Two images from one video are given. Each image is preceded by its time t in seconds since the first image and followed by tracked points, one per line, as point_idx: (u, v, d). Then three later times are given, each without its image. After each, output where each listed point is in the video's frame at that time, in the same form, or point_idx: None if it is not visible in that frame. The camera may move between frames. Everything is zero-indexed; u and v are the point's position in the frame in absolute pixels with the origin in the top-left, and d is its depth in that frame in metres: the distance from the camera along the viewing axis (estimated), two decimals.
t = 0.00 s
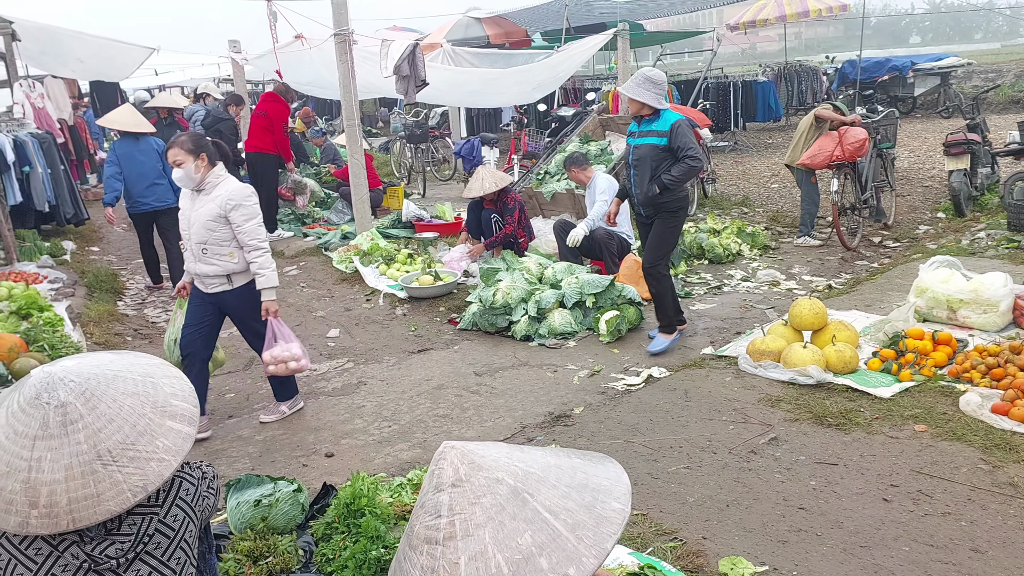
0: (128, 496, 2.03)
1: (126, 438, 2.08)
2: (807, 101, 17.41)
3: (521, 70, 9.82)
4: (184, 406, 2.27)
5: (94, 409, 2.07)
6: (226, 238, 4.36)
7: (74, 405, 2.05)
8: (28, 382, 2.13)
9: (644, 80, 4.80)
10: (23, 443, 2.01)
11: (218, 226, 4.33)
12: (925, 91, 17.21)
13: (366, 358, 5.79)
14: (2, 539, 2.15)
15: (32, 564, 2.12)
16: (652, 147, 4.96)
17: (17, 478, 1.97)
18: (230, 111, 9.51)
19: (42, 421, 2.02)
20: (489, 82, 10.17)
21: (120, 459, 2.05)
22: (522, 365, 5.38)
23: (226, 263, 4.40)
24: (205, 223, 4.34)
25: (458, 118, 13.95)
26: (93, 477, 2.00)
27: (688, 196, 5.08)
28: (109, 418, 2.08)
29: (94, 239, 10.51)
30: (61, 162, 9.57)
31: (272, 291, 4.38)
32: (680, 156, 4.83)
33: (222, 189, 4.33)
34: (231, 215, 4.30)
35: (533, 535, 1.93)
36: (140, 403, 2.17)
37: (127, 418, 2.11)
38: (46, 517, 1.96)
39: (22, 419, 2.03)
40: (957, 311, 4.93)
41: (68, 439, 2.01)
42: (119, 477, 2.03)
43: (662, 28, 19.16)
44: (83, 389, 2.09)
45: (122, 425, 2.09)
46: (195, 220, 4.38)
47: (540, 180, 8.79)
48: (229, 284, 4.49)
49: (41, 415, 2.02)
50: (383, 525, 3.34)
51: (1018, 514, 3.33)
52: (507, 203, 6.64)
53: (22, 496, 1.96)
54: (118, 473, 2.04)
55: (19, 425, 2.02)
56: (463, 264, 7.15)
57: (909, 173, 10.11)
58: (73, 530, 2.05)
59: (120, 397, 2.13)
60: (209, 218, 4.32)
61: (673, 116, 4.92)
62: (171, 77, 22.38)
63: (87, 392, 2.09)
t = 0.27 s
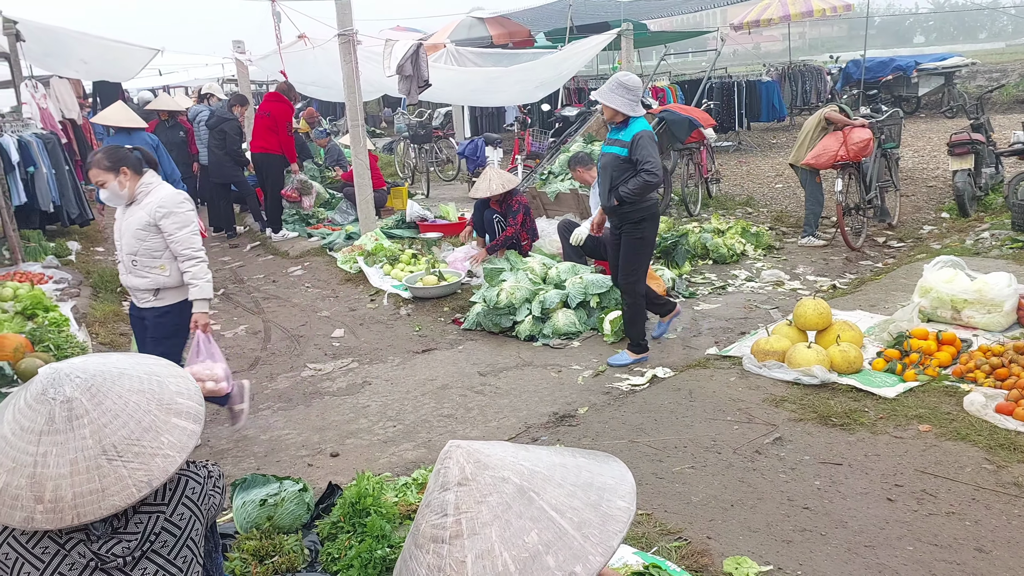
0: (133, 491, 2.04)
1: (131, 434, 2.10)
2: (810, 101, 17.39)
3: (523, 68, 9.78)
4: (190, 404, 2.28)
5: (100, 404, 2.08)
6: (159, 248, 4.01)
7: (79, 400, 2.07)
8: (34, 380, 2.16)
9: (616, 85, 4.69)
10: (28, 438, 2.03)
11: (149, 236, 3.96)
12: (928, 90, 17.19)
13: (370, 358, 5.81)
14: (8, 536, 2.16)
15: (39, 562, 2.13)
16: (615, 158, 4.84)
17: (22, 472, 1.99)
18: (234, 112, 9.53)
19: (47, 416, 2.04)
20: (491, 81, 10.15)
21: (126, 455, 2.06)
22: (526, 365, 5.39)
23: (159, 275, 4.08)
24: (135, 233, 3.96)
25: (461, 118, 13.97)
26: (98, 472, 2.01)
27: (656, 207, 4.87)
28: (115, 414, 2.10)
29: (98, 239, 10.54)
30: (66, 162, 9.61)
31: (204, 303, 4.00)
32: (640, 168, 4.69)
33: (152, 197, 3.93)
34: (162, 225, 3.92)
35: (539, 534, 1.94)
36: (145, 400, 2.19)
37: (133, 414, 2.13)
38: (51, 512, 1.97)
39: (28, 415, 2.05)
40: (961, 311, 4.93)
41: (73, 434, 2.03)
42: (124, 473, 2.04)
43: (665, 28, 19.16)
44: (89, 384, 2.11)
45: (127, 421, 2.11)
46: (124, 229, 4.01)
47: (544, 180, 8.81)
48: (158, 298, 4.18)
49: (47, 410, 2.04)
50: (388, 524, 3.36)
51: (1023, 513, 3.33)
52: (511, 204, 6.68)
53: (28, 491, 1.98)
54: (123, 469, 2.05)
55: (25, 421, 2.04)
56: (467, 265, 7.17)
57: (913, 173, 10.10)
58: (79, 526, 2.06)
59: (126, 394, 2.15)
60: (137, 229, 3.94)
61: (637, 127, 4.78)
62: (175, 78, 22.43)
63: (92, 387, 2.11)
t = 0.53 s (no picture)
0: (135, 491, 2.10)
1: (134, 434, 2.17)
2: (814, 105, 17.42)
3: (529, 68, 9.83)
4: (193, 404, 2.35)
5: (104, 405, 2.16)
6: (78, 267, 4.37)
7: (83, 400, 2.14)
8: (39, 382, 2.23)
9: (585, 89, 4.76)
10: (33, 439, 2.10)
11: (67, 256, 4.33)
12: (932, 95, 17.21)
13: (377, 360, 5.86)
14: (9, 537, 2.21)
15: (42, 563, 2.18)
16: (578, 164, 4.90)
17: (26, 473, 2.06)
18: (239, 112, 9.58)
19: (51, 416, 2.11)
20: (497, 81, 10.18)
21: (129, 455, 2.13)
22: (532, 367, 5.44)
23: (78, 293, 4.46)
24: (56, 251, 4.32)
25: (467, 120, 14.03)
26: (100, 473, 2.08)
27: (620, 213, 4.82)
28: (118, 413, 2.16)
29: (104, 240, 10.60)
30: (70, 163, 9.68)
31: (126, 327, 4.41)
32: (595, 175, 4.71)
33: (71, 214, 4.28)
34: (78, 242, 4.26)
35: (543, 531, 2.00)
36: (148, 400, 2.25)
37: (136, 414, 2.20)
38: (54, 512, 2.03)
39: (33, 417, 2.12)
40: (964, 314, 4.97)
41: (77, 434, 2.09)
42: (127, 473, 2.11)
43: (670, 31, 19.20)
44: (93, 384, 2.18)
45: (130, 421, 2.18)
46: (47, 246, 4.36)
47: (551, 182, 8.86)
48: (82, 315, 4.57)
49: (51, 410, 2.11)
50: (394, 526, 3.41)
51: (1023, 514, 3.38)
52: (512, 205, 6.68)
53: (31, 492, 2.04)
54: (126, 469, 2.11)
55: (28, 421, 2.11)
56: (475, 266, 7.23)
57: (918, 177, 10.13)
58: (82, 526, 2.12)
59: (129, 393, 2.22)
60: (55, 246, 4.31)
61: (596, 133, 4.79)
62: (181, 78, 22.49)
63: (97, 387, 2.18)
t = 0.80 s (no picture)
0: (108, 494, 2.06)
1: (108, 436, 2.13)
2: (807, 113, 17.48)
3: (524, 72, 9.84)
4: (169, 405, 2.31)
5: (77, 406, 2.12)
6: None
7: (55, 400, 2.10)
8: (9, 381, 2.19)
9: (537, 95, 4.78)
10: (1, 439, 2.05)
11: None
12: (924, 105, 17.29)
13: (365, 363, 5.81)
14: None
15: (10, 568, 2.13)
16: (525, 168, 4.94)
17: None
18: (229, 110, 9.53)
19: (21, 417, 2.06)
20: (492, 84, 10.19)
21: (102, 457, 2.09)
22: (521, 371, 5.40)
23: None
24: None
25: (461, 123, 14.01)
26: (72, 476, 2.04)
27: (563, 222, 4.87)
28: (91, 415, 2.12)
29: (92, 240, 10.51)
30: (59, 161, 9.61)
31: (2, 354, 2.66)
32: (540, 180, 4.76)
33: None
34: None
35: (523, 537, 1.95)
36: (123, 401, 2.22)
37: (110, 416, 2.16)
38: (23, 515, 1.99)
39: (3, 417, 2.07)
40: (954, 322, 4.96)
41: (48, 436, 2.05)
42: (99, 476, 2.06)
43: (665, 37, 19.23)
44: (66, 385, 2.14)
45: (103, 423, 2.14)
46: None
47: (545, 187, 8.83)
48: None
49: (22, 411, 2.07)
50: (377, 532, 3.33)
51: (1011, 524, 3.36)
52: (499, 208, 6.63)
53: None
54: (99, 472, 2.07)
55: None
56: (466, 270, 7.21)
57: (909, 186, 10.15)
58: (51, 529, 2.08)
59: (104, 394, 2.18)
60: None
61: (545, 140, 4.82)
62: (174, 77, 22.41)
63: (69, 388, 2.14)
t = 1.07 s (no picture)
0: (45, 504, 1.98)
1: (48, 443, 2.06)
2: (774, 129, 17.74)
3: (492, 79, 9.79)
4: (113, 413, 2.26)
5: (16, 411, 2.04)
6: None
7: None
8: None
9: (463, 104, 4.83)
10: None
11: None
12: (887, 125, 17.65)
13: (324, 370, 5.71)
14: None
15: None
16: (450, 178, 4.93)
17: None
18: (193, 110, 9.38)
19: None
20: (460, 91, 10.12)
21: (41, 465, 2.02)
22: (482, 381, 5.34)
23: None
24: None
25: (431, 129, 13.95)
26: (7, 483, 1.95)
27: (484, 231, 4.80)
28: (30, 422, 2.05)
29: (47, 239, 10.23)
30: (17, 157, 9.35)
31: None
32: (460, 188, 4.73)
33: None
34: None
35: (461, 554, 1.90)
36: (64, 408, 2.16)
37: (50, 423, 2.09)
38: None
39: None
40: (910, 339, 5.02)
41: None
42: (36, 485, 1.99)
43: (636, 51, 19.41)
44: (4, 389, 2.06)
45: (43, 430, 2.07)
46: None
47: (512, 196, 8.80)
48: None
49: None
50: (329, 544, 3.28)
51: (962, 541, 3.39)
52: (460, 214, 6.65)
53: None
54: (35, 481, 1.99)
55: None
56: (430, 278, 7.14)
57: (870, 204, 10.33)
58: None
59: (44, 400, 2.12)
60: None
61: (467, 148, 4.81)
62: (139, 76, 22.03)
63: (7, 392, 2.06)
